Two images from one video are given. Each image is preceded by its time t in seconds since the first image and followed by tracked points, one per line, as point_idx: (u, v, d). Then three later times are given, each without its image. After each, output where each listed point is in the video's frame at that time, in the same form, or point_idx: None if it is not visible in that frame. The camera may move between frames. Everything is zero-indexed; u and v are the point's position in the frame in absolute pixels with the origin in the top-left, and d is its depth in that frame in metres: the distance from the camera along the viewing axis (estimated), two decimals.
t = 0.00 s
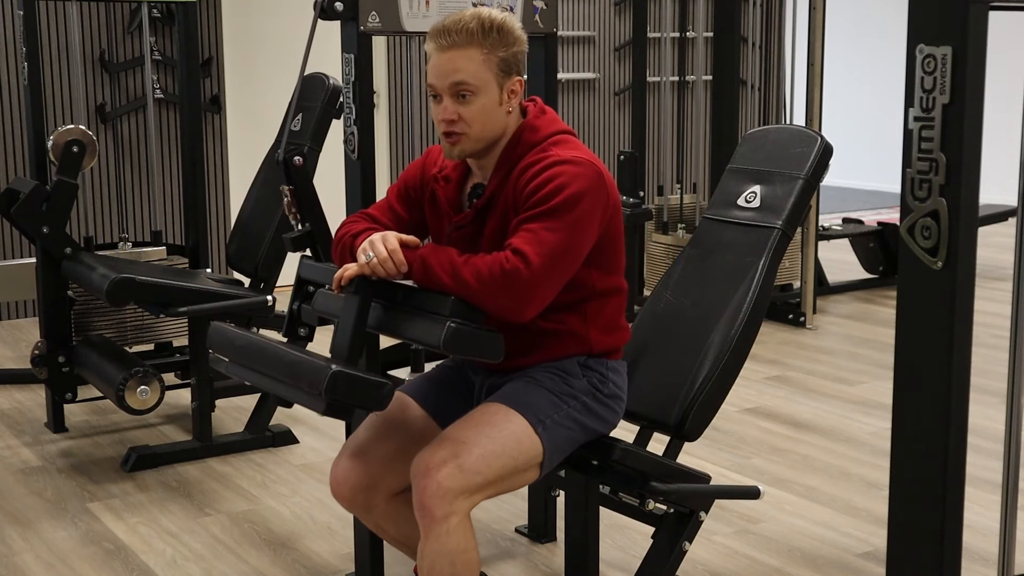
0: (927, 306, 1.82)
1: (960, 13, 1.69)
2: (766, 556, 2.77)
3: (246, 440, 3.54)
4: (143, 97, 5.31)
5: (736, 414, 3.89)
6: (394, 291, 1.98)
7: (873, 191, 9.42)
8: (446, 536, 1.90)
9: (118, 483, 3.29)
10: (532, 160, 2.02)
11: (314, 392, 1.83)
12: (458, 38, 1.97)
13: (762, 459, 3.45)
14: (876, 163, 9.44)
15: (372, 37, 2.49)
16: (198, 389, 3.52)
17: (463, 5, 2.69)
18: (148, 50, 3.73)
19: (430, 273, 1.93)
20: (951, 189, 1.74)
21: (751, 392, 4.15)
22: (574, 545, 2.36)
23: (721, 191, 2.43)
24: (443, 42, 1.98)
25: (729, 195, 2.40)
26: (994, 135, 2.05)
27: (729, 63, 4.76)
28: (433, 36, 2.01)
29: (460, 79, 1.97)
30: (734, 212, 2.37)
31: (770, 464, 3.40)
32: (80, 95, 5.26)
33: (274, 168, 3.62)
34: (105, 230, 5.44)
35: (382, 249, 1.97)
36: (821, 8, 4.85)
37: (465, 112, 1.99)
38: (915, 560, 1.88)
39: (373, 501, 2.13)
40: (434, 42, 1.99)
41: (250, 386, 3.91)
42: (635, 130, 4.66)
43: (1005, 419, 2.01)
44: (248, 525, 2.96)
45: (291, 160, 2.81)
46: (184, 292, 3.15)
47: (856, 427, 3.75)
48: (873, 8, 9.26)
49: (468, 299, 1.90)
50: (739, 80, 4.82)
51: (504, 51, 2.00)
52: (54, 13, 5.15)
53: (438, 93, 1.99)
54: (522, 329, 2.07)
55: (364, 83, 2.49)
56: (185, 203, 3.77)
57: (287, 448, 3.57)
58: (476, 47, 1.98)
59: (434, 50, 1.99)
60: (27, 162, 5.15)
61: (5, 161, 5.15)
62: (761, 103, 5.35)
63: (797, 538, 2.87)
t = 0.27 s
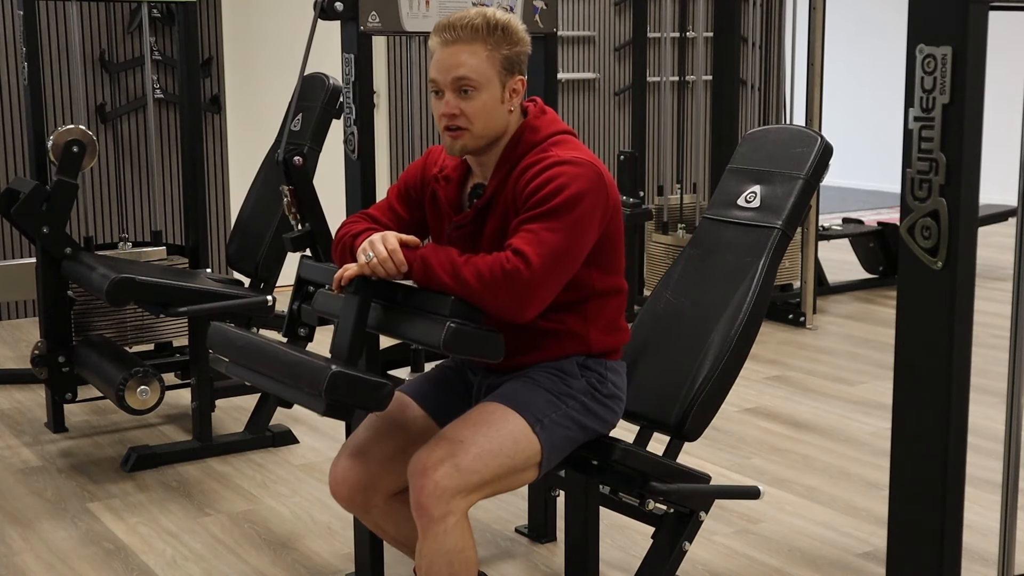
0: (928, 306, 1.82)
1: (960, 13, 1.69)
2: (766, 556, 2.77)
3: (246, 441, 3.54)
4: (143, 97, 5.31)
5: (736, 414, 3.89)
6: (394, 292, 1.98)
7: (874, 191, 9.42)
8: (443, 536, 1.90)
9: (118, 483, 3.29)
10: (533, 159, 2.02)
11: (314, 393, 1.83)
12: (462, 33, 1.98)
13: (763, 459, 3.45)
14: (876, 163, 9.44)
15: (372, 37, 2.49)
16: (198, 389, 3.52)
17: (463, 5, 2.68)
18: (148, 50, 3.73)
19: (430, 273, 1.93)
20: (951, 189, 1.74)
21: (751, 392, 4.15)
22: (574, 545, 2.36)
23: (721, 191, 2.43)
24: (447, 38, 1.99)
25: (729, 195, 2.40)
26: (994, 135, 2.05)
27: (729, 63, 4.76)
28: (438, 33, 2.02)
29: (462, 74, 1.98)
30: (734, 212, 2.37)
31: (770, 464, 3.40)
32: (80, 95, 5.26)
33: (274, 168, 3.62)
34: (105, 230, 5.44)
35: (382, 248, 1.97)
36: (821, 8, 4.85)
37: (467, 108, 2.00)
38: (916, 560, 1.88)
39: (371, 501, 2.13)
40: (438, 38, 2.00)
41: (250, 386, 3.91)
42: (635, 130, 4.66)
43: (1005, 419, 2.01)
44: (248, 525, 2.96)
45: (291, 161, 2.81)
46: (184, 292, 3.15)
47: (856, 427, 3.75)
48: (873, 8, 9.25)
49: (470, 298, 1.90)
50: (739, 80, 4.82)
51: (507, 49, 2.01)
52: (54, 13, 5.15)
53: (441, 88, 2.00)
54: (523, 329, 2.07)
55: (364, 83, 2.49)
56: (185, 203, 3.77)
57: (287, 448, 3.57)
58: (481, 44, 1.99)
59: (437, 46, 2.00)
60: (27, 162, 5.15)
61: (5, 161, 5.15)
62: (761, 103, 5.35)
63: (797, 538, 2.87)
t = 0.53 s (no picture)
0: (928, 306, 1.82)
1: (960, 13, 1.69)
2: (766, 556, 2.77)
3: (246, 441, 3.54)
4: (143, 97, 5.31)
5: (736, 414, 3.89)
6: (394, 291, 1.98)
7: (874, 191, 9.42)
8: (443, 536, 1.90)
9: (118, 483, 3.29)
10: (535, 159, 2.02)
11: (314, 393, 1.83)
12: (463, 32, 1.98)
13: (763, 459, 3.45)
14: (876, 163, 9.44)
15: (372, 37, 2.50)
16: (198, 389, 3.52)
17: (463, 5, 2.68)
18: (148, 50, 3.73)
19: (431, 271, 1.93)
20: (951, 189, 1.74)
21: (752, 392, 4.14)
22: (574, 546, 2.36)
23: (721, 191, 2.43)
24: (448, 37, 2.00)
25: (729, 195, 2.40)
26: (994, 135, 2.05)
27: (730, 64, 4.76)
28: (439, 33, 2.02)
29: (462, 73, 1.98)
30: (734, 212, 2.37)
31: (770, 464, 3.40)
32: (80, 95, 5.26)
33: (274, 167, 3.62)
34: (105, 230, 5.44)
35: (382, 246, 1.97)
36: (821, 8, 4.85)
37: (467, 107, 2.00)
38: (916, 560, 1.88)
39: (370, 501, 2.13)
40: (439, 38, 2.01)
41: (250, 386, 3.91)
42: (635, 130, 4.66)
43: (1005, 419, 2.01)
44: (248, 525, 2.96)
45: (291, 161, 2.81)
46: (184, 292, 3.15)
47: (856, 427, 3.75)
48: (873, 8, 9.25)
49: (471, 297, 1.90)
50: (739, 80, 4.82)
51: (508, 49, 2.01)
52: (54, 13, 5.15)
53: (440, 87, 2.00)
54: (524, 329, 2.07)
55: (364, 84, 2.49)
56: (185, 203, 3.77)
57: (287, 448, 3.57)
58: (481, 44, 1.99)
59: (439, 45, 2.00)
60: (27, 162, 5.15)
61: (5, 161, 5.15)
62: (761, 103, 5.35)
63: (797, 538, 2.87)
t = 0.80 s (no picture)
0: (928, 306, 1.82)
1: (960, 14, 1.69)
2: (766, 556, 2.77)
3: (246, 441, 3.54)
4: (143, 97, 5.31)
5: (736, 414, 3.89)
6: (394, 291, 1.97)
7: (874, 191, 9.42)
8: (444, 537, 1.90)
9: (118, 483, 3.29)
10: (538, 158, 2.02)
11: (313, 392, 1.83)
12: (469, 31, 1.99)
13: (763, 459, 3.45)
14: (876, 163, 9.44)
15: (372, 37, 2.50)
16: (198, 389, 3.52)
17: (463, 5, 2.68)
18: (148, 50, 3.73)
19: (431, 271, 1.93)
20: (951, 189, 1.74)
21: (752, 392, 4.14)
22: (574, 546, 2.36)
23: (721, 191, 2.43)
24: (453, 36, 2.00)
25: (729, 195, 2.40)
26: (994, 135, 2.05)
27: (730, 64, 4.76)
28: (444, 32, 2.03)
29: (467, 72, 1.98)
30: (734, 212, 2.37)
31: (770, 464, 3.40)
32: (80, 95, 5.26)
33: (274, 167, 3.62)
34: (104, 230, 5.44)
35: (382, 246, 1.97)
36: (821, 8, 4.85)
37: (472, 106, 2.00)
38: (916, 560, 1.88)
39: (371, 501, 2.13)
40: (445, 36, 2.01)
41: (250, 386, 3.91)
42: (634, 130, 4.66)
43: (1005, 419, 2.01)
44: (248, 525, 2.96)
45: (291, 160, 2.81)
46: (184, 292, 3.16)
47: (856, 427, 3.75)
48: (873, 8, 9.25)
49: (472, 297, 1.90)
50: (739, 80, 4.82)
51: (513, 48, 2.01)
52: (54, 13, 5.14)
53: (445, 85, 2.00)
54: (524, 329, 2.07)
55: (364, 84, 2.49)
56: (185, 203, 3.77)
57: (287, 448, 3.57)
58: (487, 43, 1.99)
59: (444, 44, 2.00)
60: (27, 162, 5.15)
61: (5, 161, 5.15)
62: (761, 103, 5.35)
63: (797, 538, 2.87)
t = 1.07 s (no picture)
0: (928, 305, 1.82)
1: (960, 13, 1.69)
2: (766, 556, 2.77)
3: (246, 441, 3.54)
4: (143, 97, 5.31)
5: (736, 414, 3.89)
6: (394, 291, 1.97)
7: (874, 191, 9.42)
8: (448, 538, 1.90)
9: (118, 483, 3.29)
10: (541, 158, 2.03)
11: (314, 392, 1.83)
12: (471, 31, 1.99)
13: (763, 459, 3.45)
14: (877, 163, 9.44)
15: (372, 37, 2.50)
16: (198, 389, 3.52)
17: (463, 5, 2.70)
18: (148, 50, 3.73)
19: (432, 271, 1.93)
20: (951, 189, 1.74)
21: (751, 392, 4.14)
22: (573, 546, 2.36)
23: (721, 191, 2.43)
24: (457, 36, 2.00)
25: (729, 195, 2.40)
26: (994, 135, 2.05)
27: (730, 64, 4.75)
28: (448, 32, 2.03)
29: (468, 73, 1.98)
30: (734, 212, 2.37)
31: (770, 464, 3.40)
32: (79, 95, 5.26)
33: (274, 167, 3.62)
34: (104, 230, 5.45)
35: (382, 246, 1.97)
36: (821, 8, 4.85)
37: (473, 106, 2.00)
38: (916, 560, 1.88)
39: (371, 502, 2.13)
40: (448, 36, 2.01)
41: (250, 386, 3.91)
42: (634, 130, 4.66)
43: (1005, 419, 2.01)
44: (248, 525, 2.96)
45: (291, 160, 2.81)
46: (184, 292, 3.16)
47: (856, 427, 3.75)
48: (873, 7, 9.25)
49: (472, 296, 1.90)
50: (739, 80, 4.82)
51: (516, 48, 2.01)
52: (54, 13, 5.14)
53: (448, 85, 2.00)
54: (525, 330, 2.07)
55: (364, 84, 2.49)
56: (185, 203, 3.77)
57: (287, 448, 3.57)
58: (490, 43, 1.99)
59: (448, 43, 2.01)
60: (27, 162, 5.15)
61: (5, 161, 5.15)
62: (761, 103, 5.35)
63: (797, 538, 2.87)
